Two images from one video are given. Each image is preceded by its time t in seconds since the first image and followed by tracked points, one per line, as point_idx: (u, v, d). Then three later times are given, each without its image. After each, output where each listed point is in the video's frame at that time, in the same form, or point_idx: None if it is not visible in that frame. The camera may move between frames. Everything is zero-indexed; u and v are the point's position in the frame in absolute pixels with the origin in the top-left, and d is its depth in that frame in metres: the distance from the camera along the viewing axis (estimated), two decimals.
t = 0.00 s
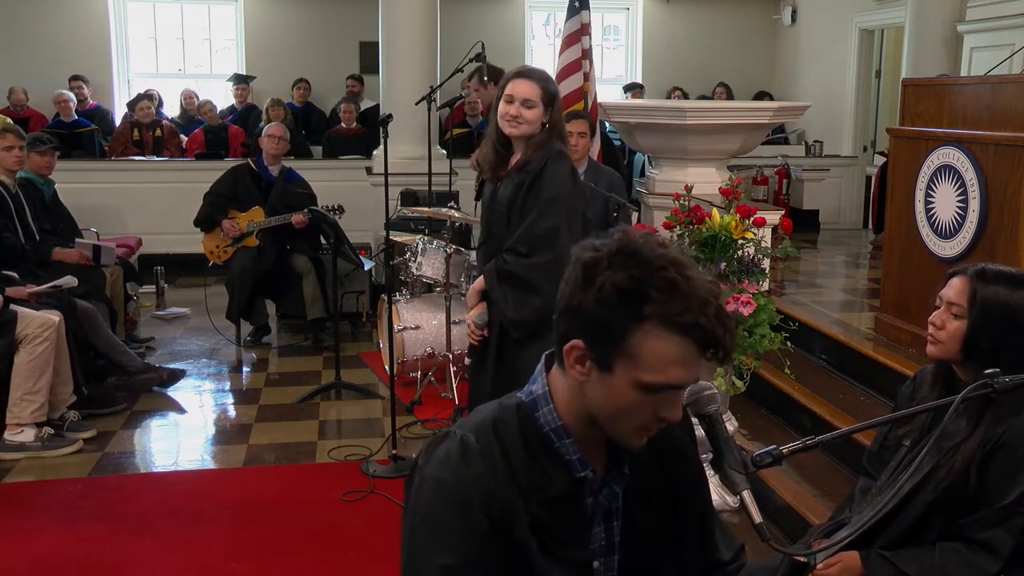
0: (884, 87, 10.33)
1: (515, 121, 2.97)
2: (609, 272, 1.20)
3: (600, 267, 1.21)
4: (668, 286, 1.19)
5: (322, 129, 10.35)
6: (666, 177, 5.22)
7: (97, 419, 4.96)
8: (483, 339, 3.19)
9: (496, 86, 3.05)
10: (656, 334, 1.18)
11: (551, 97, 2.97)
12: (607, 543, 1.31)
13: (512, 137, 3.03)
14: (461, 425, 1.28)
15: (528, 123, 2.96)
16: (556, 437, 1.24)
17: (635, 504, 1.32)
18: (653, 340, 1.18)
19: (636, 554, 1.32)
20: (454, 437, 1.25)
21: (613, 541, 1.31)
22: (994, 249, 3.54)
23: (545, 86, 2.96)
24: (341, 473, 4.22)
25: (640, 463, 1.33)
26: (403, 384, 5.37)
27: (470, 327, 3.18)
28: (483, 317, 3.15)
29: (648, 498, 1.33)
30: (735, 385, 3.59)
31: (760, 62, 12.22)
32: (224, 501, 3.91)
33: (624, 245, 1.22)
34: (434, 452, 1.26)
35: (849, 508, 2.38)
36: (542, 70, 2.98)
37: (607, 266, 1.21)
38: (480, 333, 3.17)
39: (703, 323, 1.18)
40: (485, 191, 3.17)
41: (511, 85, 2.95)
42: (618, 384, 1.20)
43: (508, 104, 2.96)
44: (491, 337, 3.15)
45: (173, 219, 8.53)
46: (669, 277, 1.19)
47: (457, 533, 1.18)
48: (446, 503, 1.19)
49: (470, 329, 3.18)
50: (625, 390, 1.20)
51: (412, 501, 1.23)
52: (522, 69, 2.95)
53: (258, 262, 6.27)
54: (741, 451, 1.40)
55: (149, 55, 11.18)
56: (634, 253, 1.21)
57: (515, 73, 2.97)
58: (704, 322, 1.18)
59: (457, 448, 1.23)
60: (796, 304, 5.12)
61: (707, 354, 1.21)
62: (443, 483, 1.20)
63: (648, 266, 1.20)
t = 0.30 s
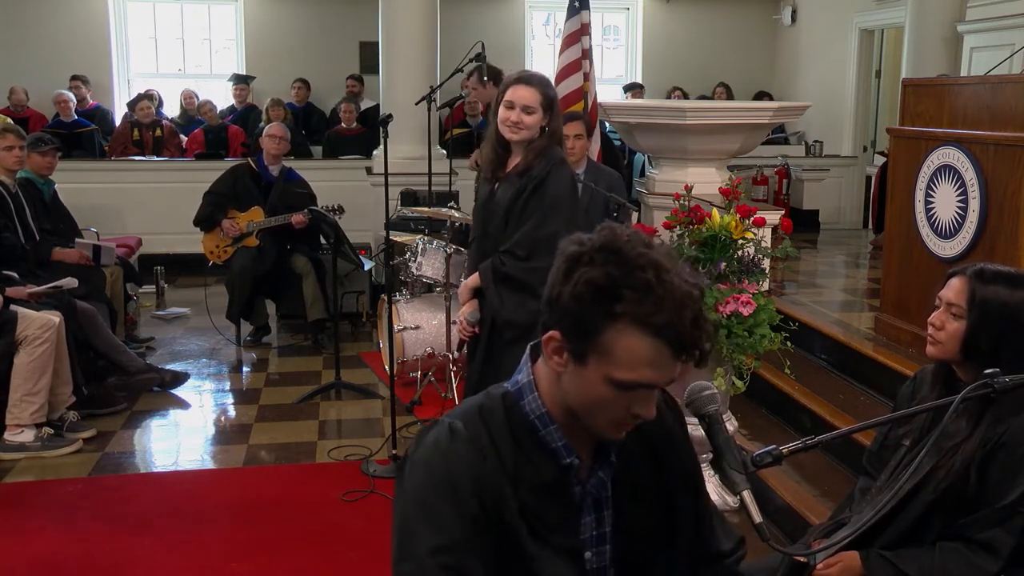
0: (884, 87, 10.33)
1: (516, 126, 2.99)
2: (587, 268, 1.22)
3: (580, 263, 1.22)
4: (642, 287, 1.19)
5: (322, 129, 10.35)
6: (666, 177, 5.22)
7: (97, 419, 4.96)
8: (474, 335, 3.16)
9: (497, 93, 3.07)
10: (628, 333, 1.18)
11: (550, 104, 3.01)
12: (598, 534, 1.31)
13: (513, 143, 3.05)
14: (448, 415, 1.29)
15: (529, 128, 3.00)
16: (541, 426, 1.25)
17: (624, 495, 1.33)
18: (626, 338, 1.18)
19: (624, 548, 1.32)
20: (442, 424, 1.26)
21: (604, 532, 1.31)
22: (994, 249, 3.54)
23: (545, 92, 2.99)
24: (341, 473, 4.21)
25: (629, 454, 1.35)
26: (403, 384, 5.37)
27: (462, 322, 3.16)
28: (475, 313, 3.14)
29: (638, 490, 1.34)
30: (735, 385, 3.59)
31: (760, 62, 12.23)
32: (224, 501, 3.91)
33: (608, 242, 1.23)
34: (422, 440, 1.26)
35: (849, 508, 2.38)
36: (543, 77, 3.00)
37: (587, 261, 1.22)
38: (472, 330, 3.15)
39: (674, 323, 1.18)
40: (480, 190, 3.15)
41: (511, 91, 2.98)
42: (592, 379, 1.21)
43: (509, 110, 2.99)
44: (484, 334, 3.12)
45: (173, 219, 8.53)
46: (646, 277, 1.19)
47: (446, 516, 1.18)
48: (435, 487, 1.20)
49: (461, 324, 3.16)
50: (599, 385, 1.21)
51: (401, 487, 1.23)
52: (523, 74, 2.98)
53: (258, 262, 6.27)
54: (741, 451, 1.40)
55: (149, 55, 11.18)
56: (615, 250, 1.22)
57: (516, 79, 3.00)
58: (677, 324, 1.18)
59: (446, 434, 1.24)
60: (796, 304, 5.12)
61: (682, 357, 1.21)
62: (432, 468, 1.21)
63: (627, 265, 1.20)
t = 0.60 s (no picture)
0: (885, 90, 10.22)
1: (513, 122, 2.97)
2: (598, 277, 1.21)
3: (590, 271, 1.22)
4: (656, 289, 1.19)
5: (322, 129, 10.36)
6: (666, 177, 5.22)
7: (97, 419, 4.96)
8: (482, 329, 3.09)
9: (491, 88, 3.05)
10: (644, 338, 1.18)
11: (545, 99, 3.01)
12: (601, 542, 1.33)
13: (507, 137, 3.04)
14: (454, 422, 1.28)
15: (525, 124, 2.98)
16: (550, 435, 1.25)
17: (628, 502, 1.34)
18: (642, 344, 1.19)
19: (631, 554, 1.34)
20: (449, 432, 1.25)
21: (608, 539, 1.33)
22: (994, 249, 3.54)
23: (540, 88, 3.00)
24: (342, 473, 4.21)
25: (632, 461, 1.34)
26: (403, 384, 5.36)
27: (469, 317, 3.07)
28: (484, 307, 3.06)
29: (639, 496, 1.34)
30: (735, 385, 3.59)
31: (760, 62, 12.23)
32: (224, 501, 3.91)
33: (615, 248, 1.23)
34: (429, 447, 1.26)
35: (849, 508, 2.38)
36: (537, 72, 3.00)
37: (597, 269, 1.22)
38: (480, 324, 3.07)
39: (693, 326, 1.18)
40: (473, 187, 3.13)
41: (508, 87, 2.98)
42: (610, 386, 1.21)
43: (506, 106, 2.97)
44: (494, 329, 3.09)
45: (173, 219, 8.53)
46: (659, 280, 1.20)
47: (449, 526, 1.18)
48: (441, 496, 1.19)
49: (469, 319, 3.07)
50: (617, 392, 1.20)
51: (406, 495, 1.23)
52: (519, 70, 2.97)
53: (258, 262, 6.27)
54: (741, 451, 1.41)
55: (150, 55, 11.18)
56: (625, 257, 1.22)
57: (512, 75, 2.98)
58: (693, 325, 1.18)
59: (452, 442, 1.23)
60: (797, 305, 5.12)
61: (698, 356, 1.22)
62: (438, 477, 1.21)
63: (638, 270, 1.21)
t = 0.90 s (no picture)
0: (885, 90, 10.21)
1: (516, 121, 2.99)
2: (593, 259, 1.22)
3: (585, 254, 1.23)
4: (647, 276, 1.20)
5: (322, 129, 10.36)
6: (666, 177, 5.22)
7: (97, 419, 4.96)
8: (500, 335, 3.10)
9: (488, 91, 3.05)
10: (632, 323, 1.19)
11: (544, 99, 3.04)
12: (584, 538, 1.32)
13: (508, 138, 3.04)
14: (444, 415, 1.26)
15: (527, 123, 3.00)
16: (536, 425, 1.25)
17: (606, 494, 1.34)
18: (629, 328, 1.19)
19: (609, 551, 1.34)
20: (441, 424, 1.23)
21: (588, 536, 1.33)
22: (994, 249, 3.54)
23: (539, 88, 3.03)
24: (342, 473, 4.22)
25: (612, 455, 1.35)
26: (403, 384, 5.36)
27: (489, 325, 3.08)
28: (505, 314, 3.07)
29: (617, 489, 1.35)
30: (735, 385, 3.59)
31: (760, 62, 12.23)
32: (224, 501, 3.91)
33: (611, 235, 1.24)
34: (420, 440, 1.23)
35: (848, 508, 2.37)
36: (535, 72, 3.03)
37: (592, 253, 1.23)
38: (499, 330, 3.08)
39: (680, 315, 1.19)
40: (475, 192, 3.10)
41: (508, 86, 2.98)
42: (594, 370, 1.21)
43: (508, 105, 2.99)
44: (512, 335, 3.10)
45: (173, 218, 8.53)
46: (650, 268, 1.21)
47: (448, 518, 1.15)
48: (438, 487, 1.17)
49: (489, 327, 3.08)
50: (600, 377, 1.21)
51: (399, 487, 1.20)
52: (520, 69, 2.98)
53: (258, 262, 6.27)
54: (741, 451, 1.40)
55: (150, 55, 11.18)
56: (619, 243, 1.23)
57: (512, 75, 2.99)
58: (681, 315, 1.19)
59: (446, 433, 1.21)
60: (796, 304, 5.12)
61: (681, 351, 1.22)
62: (435, 467, 1.18)
63: (632, 256, 1.22)
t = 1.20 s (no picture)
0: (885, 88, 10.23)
1: (521, 119, 3.00)
2: (606, 288, 1.21)
3: (598, 283, 1.21)
4: (664, 306, 1.19)
5: (322, 129, 10.36)
6: (666, 177, 5.22)
7: (98, 419, 4.96)
8: (506, 340, 3.04)
9: (492, 91, 3.06)
10: (650, 354, 1.18)
11: (547, 97, 3.05)
12: (581, 554, 1.32)
13: (513, 137, 3.05)
14: (437, 436, 1.26)
15: (532, 122, 3.01)
16: (534, 448, 1.25)
17: (603, 511, 1.33)
18: (646, 360, 1.18)
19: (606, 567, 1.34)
20: (433, 449, 1.22)
21: (586, 551, 1.33)
22: (994, 249, 3.54)
23: (542, 86, 3.04)
24: (342, 473, 4.21)
25: (611, 475, 1.34)
26: (403, 384, 5.36)
27: (496, 329, 3.02)
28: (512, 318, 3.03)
29: (614, 506, 1.34)
30: (735, 385, 3.59)
31: (759, 62, 12.24)
32: (224, 501, 3.91)
33: (624, 262, 1.23)
34: (412, 464, 1.23)
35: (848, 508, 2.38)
36: (537, 71, 3.05)
37: (604, 282, 1.21)
38: (505, 334, 3.02)
39: (699, 344, 1.18)
40: (479, 195, 3.10)
41: (511, 85, 2.99)
42: (608, 400, 1.21)
43: (512, 103, 3.00)
44: (517, 342, 3.08)
45: (173, 218, 8.53)
46: (667, 297, 1.19)
47: (440, 549, 1.16)
48: (430, 516, 1.17)
49: (496, 331, 3.02)
50: (615, 406, 1.20)
51: (390, 515, 1.20)
52: (523, 68, 3.00)
53: (258, 263, 6.27)
54: (741, 451, 1.40)
55: (150, 55, 11.18)
56: (634, 272, 1.21)
57: (515, 73, 3.01)
58: (699, 343, 1.18)
59: (438, 459, 1.21)
60: (796, 304, 5.12)
61: (698, 378, 1.21)
62: (426, 496, 1.18)
63: (648, 284, 1.20)
